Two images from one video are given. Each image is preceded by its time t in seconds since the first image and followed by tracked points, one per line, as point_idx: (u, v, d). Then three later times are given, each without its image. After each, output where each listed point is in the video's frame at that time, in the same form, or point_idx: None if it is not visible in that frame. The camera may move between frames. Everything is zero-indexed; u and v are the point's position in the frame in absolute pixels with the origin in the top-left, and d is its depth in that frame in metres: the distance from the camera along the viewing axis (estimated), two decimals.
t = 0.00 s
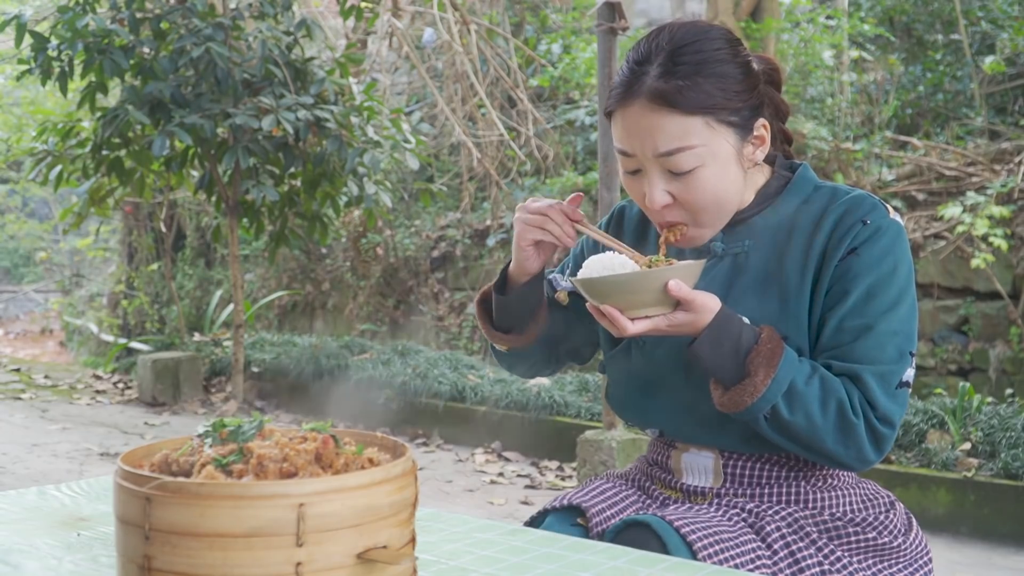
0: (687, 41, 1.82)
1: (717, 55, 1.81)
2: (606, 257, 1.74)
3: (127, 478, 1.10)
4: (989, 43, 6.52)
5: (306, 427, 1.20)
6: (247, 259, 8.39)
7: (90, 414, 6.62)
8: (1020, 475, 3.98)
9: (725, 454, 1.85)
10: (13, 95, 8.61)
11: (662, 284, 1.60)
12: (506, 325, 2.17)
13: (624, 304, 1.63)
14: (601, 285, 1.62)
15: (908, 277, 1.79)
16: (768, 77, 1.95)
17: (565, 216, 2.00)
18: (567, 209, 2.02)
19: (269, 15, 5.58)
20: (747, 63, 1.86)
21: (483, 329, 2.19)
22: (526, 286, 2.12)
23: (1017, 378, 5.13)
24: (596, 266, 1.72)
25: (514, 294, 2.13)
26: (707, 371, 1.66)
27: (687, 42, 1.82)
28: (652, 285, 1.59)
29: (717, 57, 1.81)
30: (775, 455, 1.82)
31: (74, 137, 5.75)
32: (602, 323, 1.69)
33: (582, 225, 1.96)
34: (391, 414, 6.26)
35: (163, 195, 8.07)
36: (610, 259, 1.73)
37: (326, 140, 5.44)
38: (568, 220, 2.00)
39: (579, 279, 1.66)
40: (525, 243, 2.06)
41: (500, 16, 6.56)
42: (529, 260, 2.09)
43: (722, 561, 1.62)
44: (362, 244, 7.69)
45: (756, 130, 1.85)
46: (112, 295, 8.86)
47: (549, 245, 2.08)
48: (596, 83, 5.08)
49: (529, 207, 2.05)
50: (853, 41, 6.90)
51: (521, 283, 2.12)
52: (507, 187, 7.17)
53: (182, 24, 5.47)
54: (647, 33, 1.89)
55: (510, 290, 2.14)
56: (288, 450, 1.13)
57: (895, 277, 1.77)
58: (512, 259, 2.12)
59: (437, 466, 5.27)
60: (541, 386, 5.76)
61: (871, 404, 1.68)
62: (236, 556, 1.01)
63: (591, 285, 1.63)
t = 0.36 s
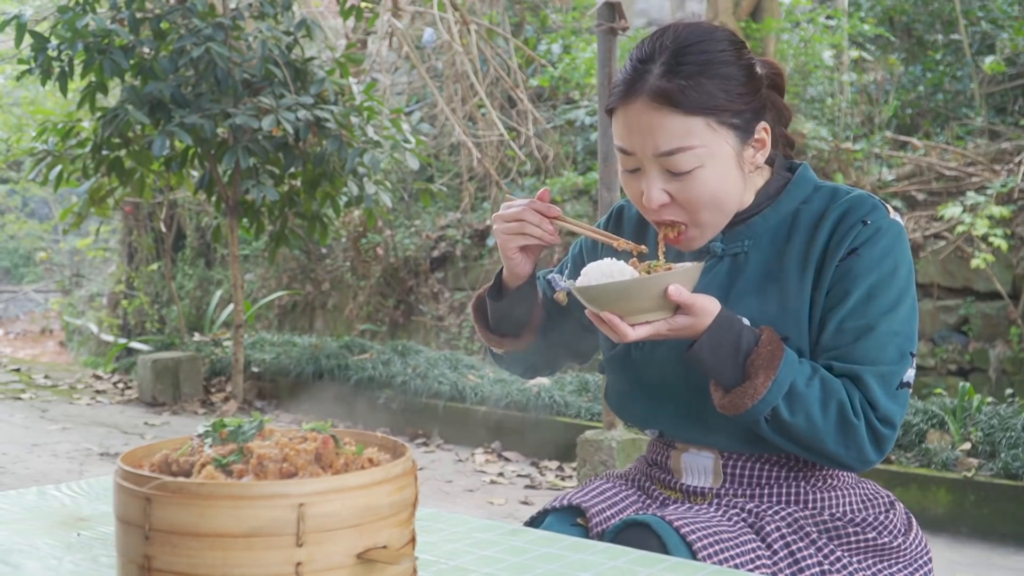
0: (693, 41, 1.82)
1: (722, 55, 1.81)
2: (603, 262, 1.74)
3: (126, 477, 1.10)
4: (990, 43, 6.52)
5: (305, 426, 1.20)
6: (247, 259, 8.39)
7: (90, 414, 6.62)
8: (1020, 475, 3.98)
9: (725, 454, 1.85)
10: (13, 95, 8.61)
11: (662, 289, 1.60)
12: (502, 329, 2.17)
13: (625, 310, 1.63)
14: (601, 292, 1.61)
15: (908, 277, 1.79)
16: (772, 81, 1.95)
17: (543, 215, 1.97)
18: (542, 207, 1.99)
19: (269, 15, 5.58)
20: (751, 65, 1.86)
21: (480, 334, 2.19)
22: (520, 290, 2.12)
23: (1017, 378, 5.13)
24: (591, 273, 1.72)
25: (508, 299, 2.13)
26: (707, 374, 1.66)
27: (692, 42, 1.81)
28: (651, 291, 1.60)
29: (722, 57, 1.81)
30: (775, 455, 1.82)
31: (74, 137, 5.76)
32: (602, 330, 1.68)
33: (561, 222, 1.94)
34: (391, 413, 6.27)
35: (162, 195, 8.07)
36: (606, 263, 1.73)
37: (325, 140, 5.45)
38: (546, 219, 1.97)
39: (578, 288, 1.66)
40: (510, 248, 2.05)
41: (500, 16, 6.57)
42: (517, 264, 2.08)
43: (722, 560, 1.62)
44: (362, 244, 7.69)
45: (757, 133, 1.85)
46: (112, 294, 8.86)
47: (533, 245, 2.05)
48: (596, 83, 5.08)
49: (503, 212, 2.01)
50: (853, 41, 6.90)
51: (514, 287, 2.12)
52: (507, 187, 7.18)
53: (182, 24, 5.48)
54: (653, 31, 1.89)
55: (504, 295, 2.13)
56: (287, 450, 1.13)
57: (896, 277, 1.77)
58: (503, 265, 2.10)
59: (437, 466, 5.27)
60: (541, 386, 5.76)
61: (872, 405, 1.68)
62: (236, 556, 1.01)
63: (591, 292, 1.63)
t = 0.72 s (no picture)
0: (697, 41, 1.81)
1: (725, 57, 1.80)
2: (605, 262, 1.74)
3: (127, 478, 1.10)
4: (990, 43, 6.52)
5: (306, 427, 1.20)
6: (247, 259, 8.39)
7: (90, 414, 6.62)
8: (1020, 475, 3.97)
9: (725, 454, 1.84)
10: (13, 95, 8.61)
11: (662, 290, 1.60)
12: (508, 334, 2.14)
13: (623, 311, 1.63)
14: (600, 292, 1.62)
15: (908, 277, 1.79)
16: (774, 84, 1.95)
17: (562, 218, 1.96)
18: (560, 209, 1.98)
19: (269, 15, 5.58)
20: (754, 68, 1.85)
21: (483, 338, 2.16)
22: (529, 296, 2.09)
23: (1017, 378, 5.13)
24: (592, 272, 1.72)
25: (517, 305, 2.10)
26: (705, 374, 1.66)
27: (696, 42, 1.81)
28: (651, 291, 1.60)
29: (725, 59, 1.80)
30: (774, 455, 1.82)
31: (74, 137, 5.76)
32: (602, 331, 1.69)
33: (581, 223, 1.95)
34: (391, 414, 6.27)
35: (162, 195, 8.08)
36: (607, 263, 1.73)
37: (326, 140, 5.45)
38: (566, 223, 1.96)
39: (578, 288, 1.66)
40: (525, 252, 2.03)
41: (499, 16, 6.57)
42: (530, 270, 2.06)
43: (722, 561, 1.62)
44: (362, 244, 7.69)
45: (758, 136, 1.85)
46: (112, 294, 8.86)
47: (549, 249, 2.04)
48: (596, 83, 5.08)
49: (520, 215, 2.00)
50: (853, 41, 6.90)
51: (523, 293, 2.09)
52: (507, 187, 7.18)
53: (182, 23, 5.47)
54: (657, 29, 1.89)
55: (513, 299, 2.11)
56: (287, 450, 1.13)
57: (895, 277, 1.77)
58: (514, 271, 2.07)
59: (437, 466, 5.27)
60: (541, 386, 5.76)
61: (871, 405, 1.68)
62: (236, 556, 1.01)
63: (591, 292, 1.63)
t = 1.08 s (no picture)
0: (703, 35, 1.82)
1: (732, 51, 1.81)
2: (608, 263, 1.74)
3: (127, 478, 1.10)
4: (990, 43, 6.52)
5: (305, 426, 1.20)
6: (247, 259, 8.39)
7: (90, 414, 6.62)
8: (1020, 475, 3.97)
9: (724, 455, 1.85)
10: (13, 95, 8.61)
11: (662, 294, 1.60)
12: (509, 336, 2.12)
13: (625, 315, 1.63)
14: (600, 297, 1.61)
15: (909, 278, 1.79)
16: (779, 83, 1.95)
17: (546, 229, 1.93)
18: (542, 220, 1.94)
19: (269, 15, 5.58)
20: (759, 64, 1.86)
21: (484, 341, 2.14)
22: (528, 300, 2.07)
23: (1017, 378, 5.12)
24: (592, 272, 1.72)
25: (516, 310, 2.08)
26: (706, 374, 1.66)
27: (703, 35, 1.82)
28: (651, 295, 1.59)
29: (732, 53, 1.81)
30: (774, 456, 1.82)
31: (74, 137, 5.76)
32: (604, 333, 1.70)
33: (562, 235, 1.91)
34: (391, 414, 6.27)
35: (162, 195, 8.08)
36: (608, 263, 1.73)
37: (326, 140, 5.45)
38: (549, 234, 1.93)
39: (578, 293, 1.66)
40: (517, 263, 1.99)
41: (499, 16, 6.58)
42: (527, 276, 2.03)
43: (722, 561, 1.62)
44: (362, 244, 7.69)
45: (762, 132, 1.85)
46: (112, 295, 8.86)
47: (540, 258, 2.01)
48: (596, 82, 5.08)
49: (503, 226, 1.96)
50: (853, 41, 6.90)
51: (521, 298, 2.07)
52: (507, 187, 7.19)
53: (182, 23, 5.47)
54: (664, 24, 1.89)
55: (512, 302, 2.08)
56: (287, 449, 1.13)
57: (896, 278, 1.77)
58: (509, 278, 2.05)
59: (437, 466, 5.27)
60: (541, 386, 5.76)
61: (872, 406, 1.68)
62: (236, 556, 1.01)
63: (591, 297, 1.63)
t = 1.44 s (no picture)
0: (715, 22, 1.83)
1: (745, 38, 1.83)
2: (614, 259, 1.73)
3: (127, 477, 1.10)
4: (989, 43, 6.52)
5: (306, 426, 1.20)
6: (247, 259, 8.39)
7: (90, 414, 6.62)
8: (1020, 475, 3.97)
9: (723, 455, 1.85)
10: (13, 95, 8.61)
11: (672, 287, 1.56)
12: (499, 332, 2.10)
13: (631, 308, 1.58)
14: (608, 283, 1.56)
15: (910, 281, 1.79)
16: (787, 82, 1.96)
17: (530, 218, 1.91)
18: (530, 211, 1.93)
19: (269, 15, 5.58)
20: (770, 54, 1.87)
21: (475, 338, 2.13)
22: (514, 291, 2.06)
23: (1017, 378, 5.12)
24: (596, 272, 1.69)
25: (502, 302, 2.07)
26: (707, 392, 1.63)
27: (717, 21, 1.84)
28: (660, 285, 1.55)
29: (745, 39, 1.83)
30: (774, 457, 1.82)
31: (74, 137, 5.76)
32: (604, 336, 1.64)
33: (548, 225, 1.88)
34: (391, 414, 6.27)
35: (162, 195, 8.09)
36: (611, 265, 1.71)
37: (326, 140, 5.45)
38: (535, 223, 1.91)
39: (583, 282, 1.61)
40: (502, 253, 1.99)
41: (500, 17, 6.58)
42: (510, 267, 2.02)
43: (722, 561, 1.62)
44: (362, 244, 7.69)
45: (770, 121, 1.85)
46: (112, 295, 8.86)
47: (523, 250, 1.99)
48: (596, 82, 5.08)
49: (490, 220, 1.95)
50: (853, 41, 6.90)
51: (507, 290, 2.06)
52: (507, 187, 7.19)
53: (182, 24, 5.47)
54: (678, 13, 1.92)
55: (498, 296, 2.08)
56: (287, 450, 1.13)
57: (898, 281, 1.77)
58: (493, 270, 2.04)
59: (437, 466, 5.27)
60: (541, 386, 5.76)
61: (875, 411, 1.68)
62: (236, 556, 1.01)
63: (598, 283, 1.58)
